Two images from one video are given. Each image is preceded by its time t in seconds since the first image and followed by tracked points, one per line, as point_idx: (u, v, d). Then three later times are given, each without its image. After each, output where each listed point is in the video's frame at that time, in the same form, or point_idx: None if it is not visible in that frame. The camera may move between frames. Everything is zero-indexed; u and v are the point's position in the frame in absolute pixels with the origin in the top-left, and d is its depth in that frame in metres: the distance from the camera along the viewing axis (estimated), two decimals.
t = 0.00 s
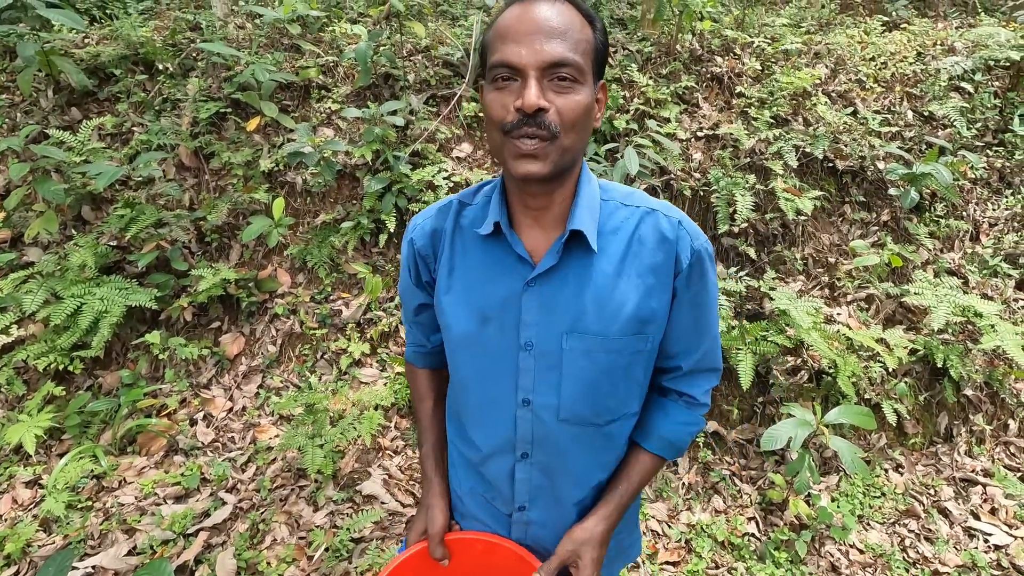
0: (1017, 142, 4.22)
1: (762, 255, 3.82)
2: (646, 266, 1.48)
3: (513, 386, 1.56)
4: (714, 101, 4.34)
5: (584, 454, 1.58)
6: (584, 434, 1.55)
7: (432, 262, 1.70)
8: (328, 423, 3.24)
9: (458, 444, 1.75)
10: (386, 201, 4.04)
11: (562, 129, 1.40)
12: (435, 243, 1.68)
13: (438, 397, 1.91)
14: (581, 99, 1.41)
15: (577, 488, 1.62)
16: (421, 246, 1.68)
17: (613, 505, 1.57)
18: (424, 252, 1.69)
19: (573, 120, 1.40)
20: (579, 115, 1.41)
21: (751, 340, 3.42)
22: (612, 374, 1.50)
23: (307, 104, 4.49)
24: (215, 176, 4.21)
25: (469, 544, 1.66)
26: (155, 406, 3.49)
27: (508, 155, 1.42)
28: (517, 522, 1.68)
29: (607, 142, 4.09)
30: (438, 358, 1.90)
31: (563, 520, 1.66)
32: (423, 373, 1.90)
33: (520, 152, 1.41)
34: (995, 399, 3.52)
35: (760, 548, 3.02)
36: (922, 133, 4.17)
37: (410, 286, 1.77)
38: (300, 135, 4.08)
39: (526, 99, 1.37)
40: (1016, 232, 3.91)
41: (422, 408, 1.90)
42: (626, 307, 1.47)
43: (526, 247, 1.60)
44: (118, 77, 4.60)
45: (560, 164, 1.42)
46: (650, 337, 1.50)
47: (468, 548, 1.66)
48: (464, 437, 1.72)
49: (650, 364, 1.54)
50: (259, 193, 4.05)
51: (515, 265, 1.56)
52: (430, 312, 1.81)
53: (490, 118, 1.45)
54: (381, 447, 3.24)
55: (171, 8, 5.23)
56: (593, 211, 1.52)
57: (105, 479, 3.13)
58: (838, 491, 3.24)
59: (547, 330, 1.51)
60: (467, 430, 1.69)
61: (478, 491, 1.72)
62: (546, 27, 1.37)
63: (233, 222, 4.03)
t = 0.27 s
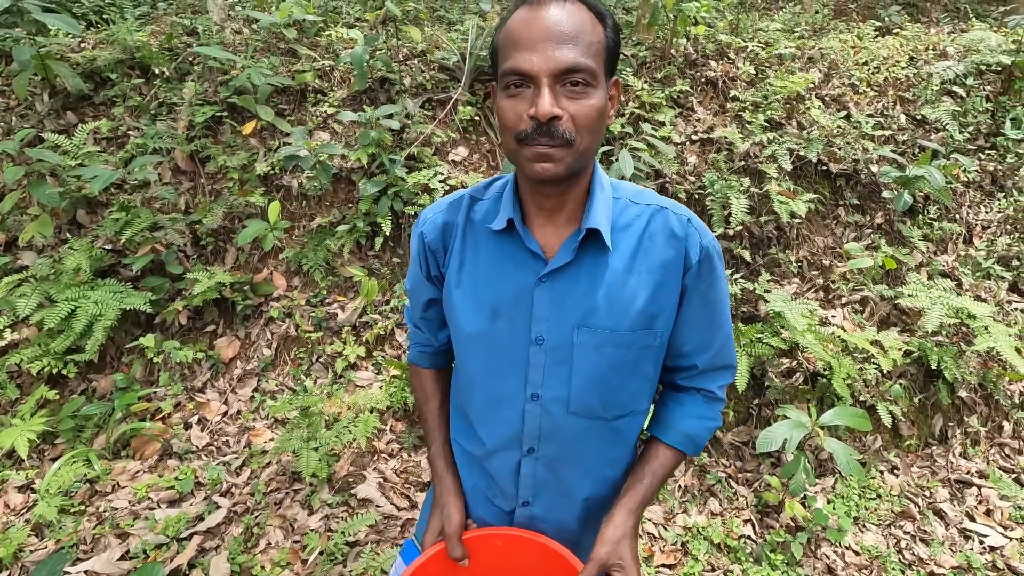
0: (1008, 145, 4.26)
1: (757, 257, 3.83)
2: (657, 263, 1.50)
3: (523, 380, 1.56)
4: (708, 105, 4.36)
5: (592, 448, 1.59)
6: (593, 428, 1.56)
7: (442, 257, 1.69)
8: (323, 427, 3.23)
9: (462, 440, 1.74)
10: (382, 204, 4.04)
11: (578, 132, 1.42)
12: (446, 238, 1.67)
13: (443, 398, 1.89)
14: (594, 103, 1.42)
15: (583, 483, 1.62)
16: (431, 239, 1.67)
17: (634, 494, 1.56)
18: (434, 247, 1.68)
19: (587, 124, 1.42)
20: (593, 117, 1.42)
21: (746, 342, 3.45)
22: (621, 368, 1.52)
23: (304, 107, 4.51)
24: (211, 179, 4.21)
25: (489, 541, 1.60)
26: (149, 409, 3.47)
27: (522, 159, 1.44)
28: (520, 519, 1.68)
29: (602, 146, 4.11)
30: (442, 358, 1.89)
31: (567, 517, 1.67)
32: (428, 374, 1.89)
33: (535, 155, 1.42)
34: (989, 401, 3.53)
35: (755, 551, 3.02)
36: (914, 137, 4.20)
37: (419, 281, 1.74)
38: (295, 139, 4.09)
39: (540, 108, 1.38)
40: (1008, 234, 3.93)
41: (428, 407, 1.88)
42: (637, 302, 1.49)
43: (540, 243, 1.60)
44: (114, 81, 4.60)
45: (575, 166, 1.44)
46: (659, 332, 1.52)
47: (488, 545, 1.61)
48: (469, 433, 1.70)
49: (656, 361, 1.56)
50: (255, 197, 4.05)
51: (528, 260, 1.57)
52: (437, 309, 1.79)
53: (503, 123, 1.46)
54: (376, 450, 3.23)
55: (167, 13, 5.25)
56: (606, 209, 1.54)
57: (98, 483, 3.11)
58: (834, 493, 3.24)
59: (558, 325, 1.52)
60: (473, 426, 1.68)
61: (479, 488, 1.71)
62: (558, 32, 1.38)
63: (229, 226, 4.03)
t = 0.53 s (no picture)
0: (999, 152, 4.30)
1: (752, 263, 3.86)
2: (664, 270, 1.51)
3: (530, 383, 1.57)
4: (703, 112, 4.40)
5: (597, 450, 1.61)
6: (598, 428, 1.59)
7: (451, 260, 1.69)
8: (319, 433, 3.23)
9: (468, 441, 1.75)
10: (378, 211, 4.06)
11: (577, 184, 1.39)
12: (457, 241, 1.68)
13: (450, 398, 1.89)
14: (593, 152, 1.36)
15: (588, 482, 1.66)
16: (442, 241, 1.67)
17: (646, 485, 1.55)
18: (444, 250, 1.68)
19: (586, 177, 1.38)
20: (592, 170, 1.38)
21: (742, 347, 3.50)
22: (627, 372, 1.54)
23: (300, 114, 4.53)
24: (208, 186, 4.23)
25: (491, 534, 1.59)
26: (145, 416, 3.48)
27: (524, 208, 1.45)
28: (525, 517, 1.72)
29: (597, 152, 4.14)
30: (450, 361, 1.88)
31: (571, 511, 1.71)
32: (435, 375, 1.88)
33: (536, 209, 1.43)
34: (982, 405, 3.55)
35: (751, 556, 3.03)
36: (907, 144, 4.24)
37: (430, 283, 1.74)
38: (293, 145, 4.11)
39: (537, 175, 1.35)
40: (1000, 240, 3.97)
41: (433, 407, 1.87)
42: (644, 308, 1.51)
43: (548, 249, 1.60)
44: (111, 88, 4.61)
45: (575, 209, 1.45)
46: (664, 337, 1.54)
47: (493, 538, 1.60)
48: (476, 434, 1.72)
49: (662, 364, 1.58)
50: (252, 204, 4.06)
51: (536, 265, 1.57)
52: (447, 309, 1.79)
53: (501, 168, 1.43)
54: (373, 456, 3.24)
55: (164, 20, 5.26)
56: (614, 216, 1.53)
57: (94, 490, 3.10)
58: (829, 498, 3.26)
59: (565, 329, 1.54)
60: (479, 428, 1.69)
61: (483, 487, 1.73)
62: (552, 97, 1.28)
63: (226, 232, 4.04)
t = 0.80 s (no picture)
0: (993, 155, 4.35)
1: (749, 265, 3.91)
2: (660, 275, 1.55)
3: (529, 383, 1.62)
4: (702, 115, 4.45)
5: (593, 446, 1.67)
6: (595, 426, 1.64)
7: (451, 263, 1.72)
8: (322, 432, 3.27)
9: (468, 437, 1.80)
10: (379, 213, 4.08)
11: (572, 209, 1.42)
12: (457, 244, 1.71)
13: (442, 403, 1.87)
14: (589, 182, 1.38)
15: (584, 477, 1.72)
16: (442, 244, 1.70)
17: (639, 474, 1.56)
18: (445, 252, 1.71)
19: (581, 203, 1.41)
20: (588, 197, 1.40)
21: (740, 348, 3.54)
22: (623, 371, 1.59)
23: (303, 116, 4.56)
24: (211, 187, 4.26)
25: (476, 540, 1.61)
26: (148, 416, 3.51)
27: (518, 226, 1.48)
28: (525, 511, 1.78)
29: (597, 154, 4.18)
30: (437, 364, 1.86)
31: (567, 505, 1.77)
32: (424, 376, 1.85)
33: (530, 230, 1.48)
34: (977, 405, 3.60)
35: (748, 554, 3.07)
36: (902, 146, 4.29)
37: (431, 284, 1.75)
38: (295, 148, 4.15)
39: (535, 209, 1.38)
40: (994, 242, 4.02)
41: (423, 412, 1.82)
42: (639, 312, 1.55)
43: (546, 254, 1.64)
44: (113, 90, 4.64)
45: (570, 227, 1.49)
46: (659, 340, 1.58)
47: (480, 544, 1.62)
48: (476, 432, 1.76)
49: (658, 366, 1.63)
50: (254, 205, 4.09)
51: (534, 269, 1.61)
52: (448, 310, 1.81)
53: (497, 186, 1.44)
54: (375, 455, 3.28)
55: (165, 21, 5.29)
56: (612, 222, 1.57)
57: (98, 489, 3.13)
58: (825, 497, 3.30)
59: (564, 332, 1.58)
60: (479, 427, 1.73)
61: (487, 481, 1.80)
62: (544, 130, 1.29)
63: (229, 233, 4.07)
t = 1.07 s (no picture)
0: (990, 155, 4.41)
1: (749, 263, 3.97)
2: (644, 273, 1.63)
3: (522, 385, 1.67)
4: (702, 115, 4.50)
5: (589, 441, 1.72)
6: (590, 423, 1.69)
7: (442, 272, 1.77)
8: (329, 427, 3.33)
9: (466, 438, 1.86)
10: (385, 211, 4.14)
11: (566, 155, 1.52)
12: (447, 252, 1.76)
13: (431, 401, 1.84)
14: (580, 129, 1.53)
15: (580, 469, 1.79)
16: (431, 251, 1.75)
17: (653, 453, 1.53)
18: (435, 260, 1.76)
19: (575, 148, 1.52)
20: (581, 144, 1.53)
21: (740, 344, 3.57)
22: (613, 368, 1.65)
23: (308, 115, 4.61)
24: (217, 185, 4.31)
25: (473, 502, 1.45)
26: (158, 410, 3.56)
27: (513, 182, 1.54)
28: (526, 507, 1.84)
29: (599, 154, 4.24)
30: (428, 371, 1.86)
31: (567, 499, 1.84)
32: (413, 379, 1.85)
33: (524, 180, 1.52)
34: (972, 401, 3.67)
35: (747, 546, 3.13)
36: (900, 147, 4.35)
37: (422, 292, 1.79)
38: (301, 147, 4.20)
39: (527, 134, 1.48)
40: (990, 241, 4.09)
41: (408, 408, 1.80)
42: (626, 310, 1.62)
43: (534, 259, 1.70)
44: (120, 89, 4.69)
45: (565, 189, 1.55)
46: (646, 336, 1.65)
47: (476, 507, 1.46)
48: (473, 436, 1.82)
49: (648, 362, 1.69)
50: (261, 203, 4.14)
51: (523, 274, 1.67)
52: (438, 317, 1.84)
53: (495, 145, 1.56)
54: (381, 450, 3.34)
55: (169, 20, 5.33)
56: (595, 225, 1.65)
57: (110, 482, 3.19)
58: (823, 491, 3.36)
59: (554, 334, 1.64)
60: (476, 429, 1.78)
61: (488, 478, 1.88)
62: (545, 65, 1.48)
63: (235, 231, 4.12)
